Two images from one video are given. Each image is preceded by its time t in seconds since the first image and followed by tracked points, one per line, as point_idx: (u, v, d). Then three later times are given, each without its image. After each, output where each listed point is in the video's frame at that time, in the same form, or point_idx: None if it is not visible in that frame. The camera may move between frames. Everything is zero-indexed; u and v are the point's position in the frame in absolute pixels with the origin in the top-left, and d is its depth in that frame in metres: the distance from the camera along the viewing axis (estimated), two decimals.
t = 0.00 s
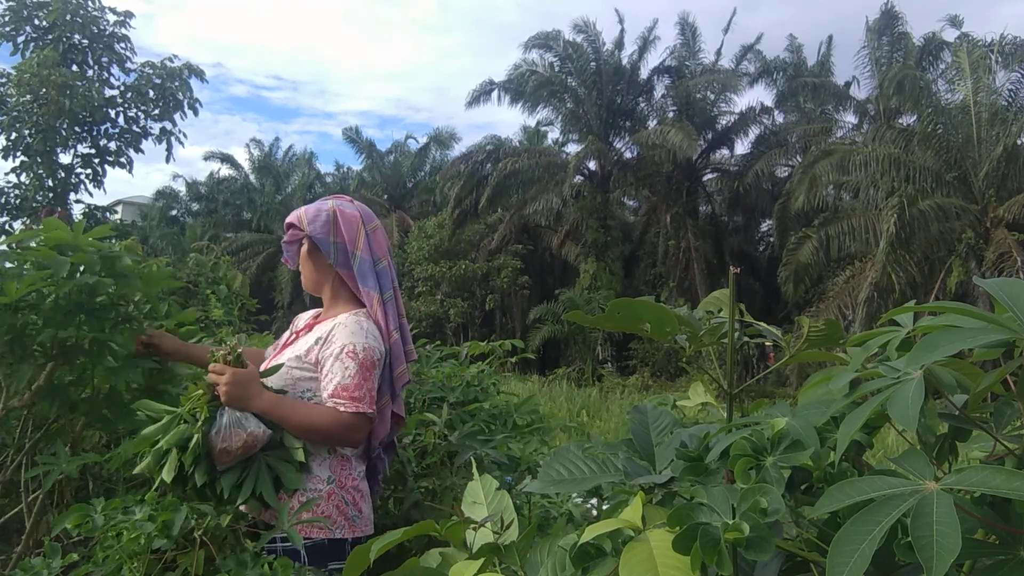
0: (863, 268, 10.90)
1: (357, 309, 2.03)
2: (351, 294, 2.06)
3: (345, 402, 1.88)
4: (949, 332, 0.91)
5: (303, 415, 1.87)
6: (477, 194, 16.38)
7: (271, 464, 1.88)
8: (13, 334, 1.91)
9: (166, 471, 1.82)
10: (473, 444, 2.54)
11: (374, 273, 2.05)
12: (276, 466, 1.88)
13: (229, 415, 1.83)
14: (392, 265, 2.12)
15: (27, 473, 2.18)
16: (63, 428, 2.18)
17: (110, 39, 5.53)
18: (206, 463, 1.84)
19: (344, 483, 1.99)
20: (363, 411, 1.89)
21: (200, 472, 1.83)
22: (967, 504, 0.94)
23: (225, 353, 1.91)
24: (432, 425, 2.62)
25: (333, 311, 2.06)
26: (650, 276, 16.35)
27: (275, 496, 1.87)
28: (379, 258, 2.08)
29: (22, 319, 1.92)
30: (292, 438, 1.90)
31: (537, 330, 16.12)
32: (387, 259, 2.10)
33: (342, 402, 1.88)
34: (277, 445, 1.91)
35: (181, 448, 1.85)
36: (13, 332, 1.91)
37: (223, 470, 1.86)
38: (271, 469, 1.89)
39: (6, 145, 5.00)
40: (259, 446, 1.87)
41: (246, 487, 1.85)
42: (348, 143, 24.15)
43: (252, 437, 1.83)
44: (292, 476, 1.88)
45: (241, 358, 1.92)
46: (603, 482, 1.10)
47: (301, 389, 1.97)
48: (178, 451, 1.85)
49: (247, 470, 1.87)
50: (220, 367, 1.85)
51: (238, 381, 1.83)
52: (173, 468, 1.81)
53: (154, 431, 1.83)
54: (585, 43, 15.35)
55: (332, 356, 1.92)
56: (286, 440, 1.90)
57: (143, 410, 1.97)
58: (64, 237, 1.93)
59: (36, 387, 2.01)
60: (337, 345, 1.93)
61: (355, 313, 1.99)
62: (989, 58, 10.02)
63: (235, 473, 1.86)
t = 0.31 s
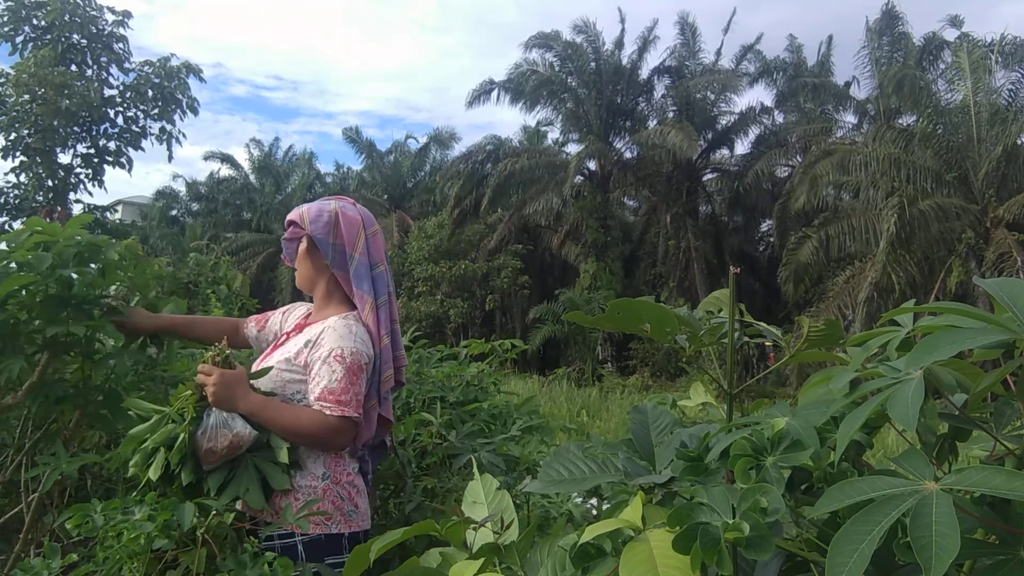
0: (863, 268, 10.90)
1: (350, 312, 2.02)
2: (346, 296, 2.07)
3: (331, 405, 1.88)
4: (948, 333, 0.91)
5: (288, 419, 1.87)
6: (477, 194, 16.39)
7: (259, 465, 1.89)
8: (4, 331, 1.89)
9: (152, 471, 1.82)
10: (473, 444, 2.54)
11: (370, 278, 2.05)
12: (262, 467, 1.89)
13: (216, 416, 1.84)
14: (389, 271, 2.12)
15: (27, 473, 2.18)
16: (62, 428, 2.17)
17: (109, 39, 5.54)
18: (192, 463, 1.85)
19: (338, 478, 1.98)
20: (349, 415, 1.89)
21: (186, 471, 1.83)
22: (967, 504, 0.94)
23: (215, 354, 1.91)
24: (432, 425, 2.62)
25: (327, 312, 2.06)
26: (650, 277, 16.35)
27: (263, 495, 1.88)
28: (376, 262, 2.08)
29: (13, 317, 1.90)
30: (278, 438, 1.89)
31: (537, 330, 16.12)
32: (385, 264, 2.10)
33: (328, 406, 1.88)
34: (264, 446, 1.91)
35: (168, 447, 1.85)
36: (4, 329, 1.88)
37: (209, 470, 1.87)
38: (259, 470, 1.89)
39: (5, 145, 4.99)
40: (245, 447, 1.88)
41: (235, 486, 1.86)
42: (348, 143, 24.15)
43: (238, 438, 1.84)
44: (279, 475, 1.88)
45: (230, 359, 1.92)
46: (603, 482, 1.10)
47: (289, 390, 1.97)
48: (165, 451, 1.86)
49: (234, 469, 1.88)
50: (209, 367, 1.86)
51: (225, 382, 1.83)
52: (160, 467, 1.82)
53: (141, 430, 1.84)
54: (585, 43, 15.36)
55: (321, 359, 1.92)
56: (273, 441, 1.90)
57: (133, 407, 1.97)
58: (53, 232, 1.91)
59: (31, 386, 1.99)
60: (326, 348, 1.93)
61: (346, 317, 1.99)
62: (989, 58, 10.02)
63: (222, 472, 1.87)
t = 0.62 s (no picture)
0: (863, 268, 10.90)
1: (348, 315, 2.02)
2: (342, 299, 2.06)
3: (342, 409, 1.88)
4: (949, 332, 0.91)
5: (299, 424, 1.88)
6: (476, 194, 16.40)
7: (271, 470, 1.88)
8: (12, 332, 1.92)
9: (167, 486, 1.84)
10: (473, 444, 2.54)
11: (366, 280, 2.06)
12: (275, 474, 1.88)
13: (227, 426, 1.83)
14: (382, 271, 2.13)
15: (27, 472, 2.18)
16: (61, 428, 2.17)
17: (107, 39, 5.54)
18: (207, 475, 1.85)
19: (343, 477, 1.98)
20: (359, 419, 1.90)
21: (201, 483, 1.83)
22: (968, 505, 0.94)
23: (221, 365, 1.90)
24: (432, 425, 2.62)
25: (324, 316, 2.05)
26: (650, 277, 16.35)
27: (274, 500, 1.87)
28: (371, 265, 2.09)
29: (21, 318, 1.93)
30: (289, 446, 1.91)
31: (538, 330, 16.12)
32: (379, 266, 2.11)
33: (339, 411, 1.88)
34: (276, 454, 1.91)
35: (182, 462, 1.86)
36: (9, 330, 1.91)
37: (225, 481, 1.86)
38: (271, 476, 1.88)
39: (3, 145, 4.98)
40: (259, 456, 1.86)
41: (248, 495, 1.84)
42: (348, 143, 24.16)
43: (251, 447, 1.83)
44: (290, 480, 1.88)
45: (237, 369, 1.92)
46: (603, 482, 1.10)
47: (293, 395, 1.97)
48: (179, 465, 1.87)
49: (247, 479, 1.87)
50: (217, 379, 1.85)
51: (235, 393, 1.83)
52: (175, 482, 1.83)
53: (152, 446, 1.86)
54: (585, 43, 15.37)
55: (328, 364, 1.92)
56: (284, 448, 1.90)
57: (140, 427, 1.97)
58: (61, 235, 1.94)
59: (31, 389, 2.01)
60: (331, 353, 1.93)
61: (347, 320, 1.99)
62: (989, 58, 10.03)
63: (236, 483, 1.86)
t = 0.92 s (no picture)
0: (863, 268, 10.90)
1: (349, 316, 2.02)
2: (343, 299, 2.06)
3: (336, 407, 1.89)
4: (948, 332, 0.91)
5: (293, 420, 1.88)
6: (476, 193, 16.39)
7: (261, 466, 1.90)
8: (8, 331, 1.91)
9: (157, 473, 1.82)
10: (472, 445, 2.54)
11: (369, 280, 2.06)
12: (265, 469, 1.89)
13: (220, 418, 1.84)
14: (385, 272, 2.13)
15: (27, 473, 2.18)
16: (62, 428, 2.17)
17: (104, 38, 5.53)
18: (197, 465, 1.85)
19: (331, 480, 1.99)
20: (353, 417, 1.90)
21: (192, 473, 1.83)
22: (968, 505, 0.94)
23: (215, 359, 1.91)
24: (431, 426, 2.62)
25: (325, 315, 2.05)
26: (650, 277, 16.36)
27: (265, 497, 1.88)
28: (373, 264, 2.10)
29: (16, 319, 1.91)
30: (281, 440, 1.91)
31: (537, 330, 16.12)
32: (380, 265, 2.11)
33: (333, 408, 1.89)
34: (268, 448, 1.92)
35: (172, 450, 1.86)
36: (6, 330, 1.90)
37: (213, 473, 1.86)
38: (262, 473, 1.89)
39: (2, 146, 4.98)
40: (250, 450, 1.88)
41: (239, 489, 1.86)
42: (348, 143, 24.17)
43: (243, 439, 1.84)
44: (282, 477, 1.89)
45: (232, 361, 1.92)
46: (603, 482, 1.10)
47: (289, 393, 1.97)
48: (170, 453, 1.86)
49: (236, 474, 1.88)
50: (211, 371, 1.86)
51: (227, 386, 1.83)
52: (164, 468, 1.82)
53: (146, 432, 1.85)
54: (586, 43, 15.36)
55: (324, 362, 1.92)
56: (276, 443, 1.91)
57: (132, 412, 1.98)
58: (57, 232, 1.93)
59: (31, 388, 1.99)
60: (329, 351, 1.93)
61: (347, 320, 2.00)
62: (989, 58, 10.03)
63: (225, 476, 1.86)
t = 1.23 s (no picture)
0: (863, 268, 10.90)
1: (349, 318, 2.02)
2: (344, 301, 2.06)
3: (333, 414, 1.89)
4: (948, 333, 0.91)
5: (292, 427, 1.88)
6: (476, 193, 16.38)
7: (261, 469, 1.89)
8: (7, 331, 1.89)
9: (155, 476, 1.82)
10: (473, 445, 2.54)
11: (369, 282, 2.06)
12: (265, 472, 1.89)
13: (218, 422, 1.84)
14: (386, 274, 2.14)
15: (27, 473, 2.17)
16: (62, 428, 2.17)
17: (102, 38, 5.53)
18: (194, 468, 1.85)
19: (339, 479, 1.99)
20: (350, 424, 1.90)
21: (188, 477, 1.83)
22: (967, 505, 0.94)
23: (217, 362, 1.91)
24: (432, 425, 2.62)
25: (326, 316, 2.05)
26: (650, 277, 16.37)
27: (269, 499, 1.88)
28: (374, 266, 2.10)
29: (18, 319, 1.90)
30: (279, 446, 1.91)
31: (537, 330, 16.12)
32: (381, 266, 2.11)
33: (329, 415, 1.89)
34: (266, 452, 1.92)
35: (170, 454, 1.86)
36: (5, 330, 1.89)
37: (210, 476, 1.86)
38: (261, 477, 1.89)
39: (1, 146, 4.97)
40: (248, 453, 1.87)
41: (237, 491, 1.85)
42: (348, 143, 24.17)
43: (240, 444, 1.84)
44: (280, 481, 1.89)
45: (231, 367, 1.92)
46: (603, 482, 1.10)
47: (289, 398, 1.97)
48: (167, 457, 1.86)
49: (236, 475, 1.88)
50: (210, 374, 1.86)
51: (225, 389, 1.84)
52: (161, 471, 1.82)
53: (142, 437, 1.85)
54: (587, 43, 15.35)
55: (323, 368, 1.93)
56: (274, 448, 1.91)
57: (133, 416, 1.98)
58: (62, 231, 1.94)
59: (33, 386, 1.98)
60: (328, 357, 1.93)
61: (346, 323, 1.99)
62: (989, 58, 10.02)
63: (224, 478, 1.86)
